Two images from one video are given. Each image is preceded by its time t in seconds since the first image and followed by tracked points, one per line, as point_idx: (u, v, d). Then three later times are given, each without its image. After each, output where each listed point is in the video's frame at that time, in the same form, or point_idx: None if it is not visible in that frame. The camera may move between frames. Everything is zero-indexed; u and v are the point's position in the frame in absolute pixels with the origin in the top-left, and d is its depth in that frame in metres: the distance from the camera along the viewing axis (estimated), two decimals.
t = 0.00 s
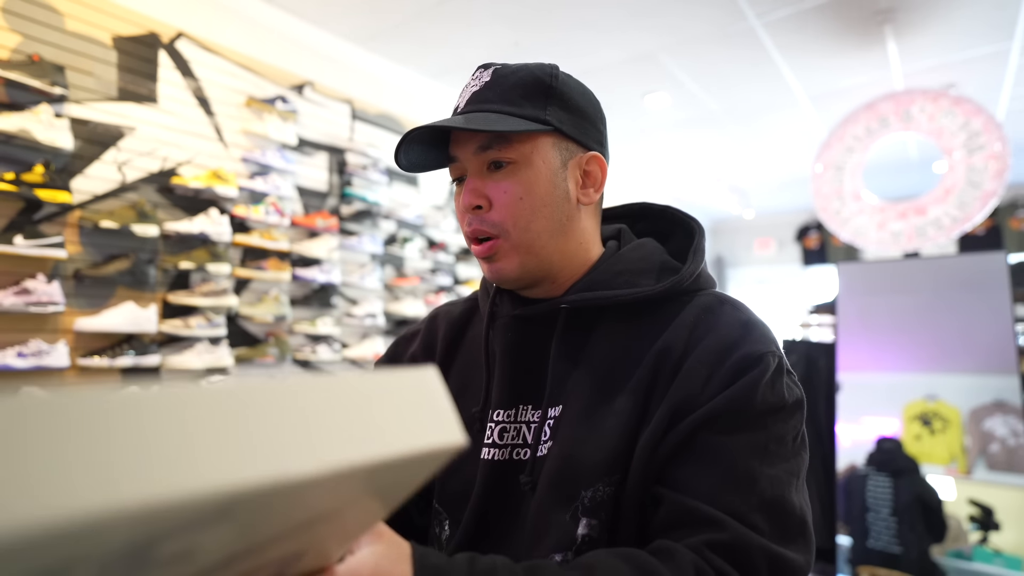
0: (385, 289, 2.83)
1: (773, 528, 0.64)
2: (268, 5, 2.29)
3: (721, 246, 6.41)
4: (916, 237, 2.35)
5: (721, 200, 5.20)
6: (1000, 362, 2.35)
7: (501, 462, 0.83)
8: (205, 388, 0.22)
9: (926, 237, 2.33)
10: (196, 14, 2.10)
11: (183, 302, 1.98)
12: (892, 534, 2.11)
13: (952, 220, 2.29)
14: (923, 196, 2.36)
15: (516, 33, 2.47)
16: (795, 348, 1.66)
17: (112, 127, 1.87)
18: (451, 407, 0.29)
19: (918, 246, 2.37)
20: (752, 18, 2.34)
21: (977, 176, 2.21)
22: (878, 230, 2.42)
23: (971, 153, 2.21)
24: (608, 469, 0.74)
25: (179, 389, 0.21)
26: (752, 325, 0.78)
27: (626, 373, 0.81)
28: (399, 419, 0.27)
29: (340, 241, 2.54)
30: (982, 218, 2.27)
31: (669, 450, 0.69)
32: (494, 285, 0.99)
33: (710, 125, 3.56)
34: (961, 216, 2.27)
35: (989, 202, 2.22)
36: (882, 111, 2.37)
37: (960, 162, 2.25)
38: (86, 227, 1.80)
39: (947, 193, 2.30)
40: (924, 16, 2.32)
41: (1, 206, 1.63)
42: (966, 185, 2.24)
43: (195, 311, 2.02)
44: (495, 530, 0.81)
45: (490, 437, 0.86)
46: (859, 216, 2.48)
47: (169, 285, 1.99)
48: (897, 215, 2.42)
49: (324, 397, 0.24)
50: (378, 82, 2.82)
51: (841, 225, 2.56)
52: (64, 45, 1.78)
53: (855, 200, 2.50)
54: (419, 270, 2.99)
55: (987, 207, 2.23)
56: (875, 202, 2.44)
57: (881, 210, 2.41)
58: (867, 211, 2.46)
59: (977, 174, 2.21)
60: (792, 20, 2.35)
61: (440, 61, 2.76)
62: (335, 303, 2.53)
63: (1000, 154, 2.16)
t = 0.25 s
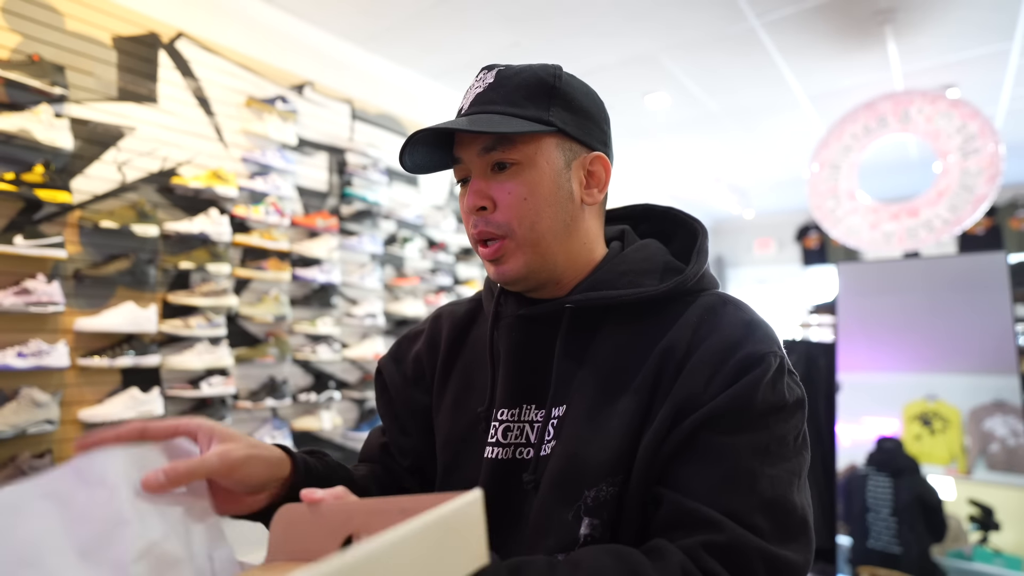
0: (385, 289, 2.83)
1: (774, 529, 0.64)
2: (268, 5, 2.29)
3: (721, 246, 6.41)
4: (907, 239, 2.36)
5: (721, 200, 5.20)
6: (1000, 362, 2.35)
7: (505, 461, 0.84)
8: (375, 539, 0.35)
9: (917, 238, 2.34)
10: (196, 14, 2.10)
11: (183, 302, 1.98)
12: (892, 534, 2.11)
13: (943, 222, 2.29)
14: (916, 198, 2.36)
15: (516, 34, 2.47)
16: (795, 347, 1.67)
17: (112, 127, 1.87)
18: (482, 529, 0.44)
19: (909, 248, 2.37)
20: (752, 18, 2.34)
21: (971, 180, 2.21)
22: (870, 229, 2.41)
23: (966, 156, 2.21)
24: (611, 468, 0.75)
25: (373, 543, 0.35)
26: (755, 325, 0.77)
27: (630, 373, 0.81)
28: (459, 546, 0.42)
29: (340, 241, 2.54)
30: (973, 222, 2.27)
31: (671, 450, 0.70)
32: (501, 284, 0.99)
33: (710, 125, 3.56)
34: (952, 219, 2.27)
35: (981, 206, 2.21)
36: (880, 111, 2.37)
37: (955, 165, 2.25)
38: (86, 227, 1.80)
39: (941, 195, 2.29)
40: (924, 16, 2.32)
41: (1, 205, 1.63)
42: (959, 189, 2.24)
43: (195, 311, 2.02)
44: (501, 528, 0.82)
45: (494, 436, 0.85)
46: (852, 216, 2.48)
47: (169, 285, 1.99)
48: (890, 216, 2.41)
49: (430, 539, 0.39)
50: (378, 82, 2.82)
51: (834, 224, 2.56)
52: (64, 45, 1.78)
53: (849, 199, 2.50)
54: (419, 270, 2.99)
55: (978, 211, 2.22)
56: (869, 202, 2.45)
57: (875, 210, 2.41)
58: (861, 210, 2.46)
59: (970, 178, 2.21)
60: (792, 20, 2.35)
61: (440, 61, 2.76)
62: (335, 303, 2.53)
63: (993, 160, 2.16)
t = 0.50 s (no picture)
0: (385, 289, 2.83)
1: (769, 532, 0.64)
2: (268, 6, 2.30)
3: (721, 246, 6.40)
4: (903, 239, 2.36)
5: (721, 200, 5.20)
6: (999, 362, 2.34)
7: (501, 457, 0.84)
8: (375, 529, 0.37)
9: (912, 239, 2.34)
10: (196, 14, 2.11)
11: (183, 302, 1.98)
12: (892, 534, 2.11)
13: (938, 224, 2.29)
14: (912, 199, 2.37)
15: (516, 34, 2.47)
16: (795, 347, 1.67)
17: (112, 127, 1.87)
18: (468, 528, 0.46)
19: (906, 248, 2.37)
20: (752, 19, 2.34)
21: (967, 182, 2.21)
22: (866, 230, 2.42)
23: (962, 158, 2.22)
24: (606, 469, 0.74)
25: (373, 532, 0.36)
26: (751, 328, 0.77)
27: (626, 375, 0.81)
28: (447, 540, 0.43)
29: (340, 241, 2.54)
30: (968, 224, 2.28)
31: (666, 452, 0.70)
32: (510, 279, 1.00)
33: (710, 125, 3.56)
34: (947, 220, 2.27)
35: (975, 209, 2.23)
36: (880, 110, 2.37)
37: (951, 168, 2.25)
38: (86, 227, 1.80)
39: (936, 197, 2.31)
40: (924, 16, 2.32)
41: (1, 205, 1.63)
42: (955, 190, 2.25)
43: (195, 311, 2.02)
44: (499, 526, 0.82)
45: (492, 432, 0.86)
46: (849, 216, 2.49)
47: (169, 285, 1.99)
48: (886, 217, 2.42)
49: (420, 531, 0.40)
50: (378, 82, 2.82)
51: (831, 224, 2.56)
52: (64, 45, 1.78)
53: (846, 199, 2.51)
54: (419, 270, 2.99)
55: (973, 213, 2.23)
56: (866, 202, 2.45)
57: (871, 211, 2.42)
58: (858, 211, 2.47)
59: (965, 180, 2.22)
60: (792, 20, 2.35)
61: (439, 61, 2.76)
62: (335, 303, 2.53)
63: (989, 162, 2.18)
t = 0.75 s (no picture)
0: (385, 289, 2.83)
1: (798, 529, 0.64)
2: (268, 6, 2.30)
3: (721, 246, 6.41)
4: (904, 239, 2.35)
5: (720, 200, 5.20)
6: (999, 362, 2.34)
7: (502, 454, 0.84)
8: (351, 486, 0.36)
9: (913, 239, 2.33)
10: (196, 14, 2.10)
11: (183, 302, 1.98)
12: (892, 534, 2.11)
13: (939, 224, 2.29)
14: (913, 199, 2.36)
15: (516, 34, 2.47)
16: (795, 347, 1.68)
17: (112, 127, 1.87)
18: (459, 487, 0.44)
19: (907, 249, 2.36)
20: (752, 19, 2.34)
21: (968, 182, 2.21)
22: (867, 230, 2.41)
23: (963, 158, 2.22)
24: (614, 467, 0.75)
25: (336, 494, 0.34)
26: (757, 325, 0.78)
27: (632, 373, 0.81)
28: (433, 499, 0.41)
29: (340, 241, 2.54)
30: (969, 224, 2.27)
31: (687, 455, 0.69)
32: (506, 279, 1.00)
33: (710, 125, 3.56)
34: (948, 220, 2.27)
35: (976, 209, 2.22)
36: (880, 110, 2.37)
37: (952, 168, 2.25)
38: (86, 227, 1.80)
39: (937, 197, 2.30)
40: (924, 16, 2.32)
41: (1, 205, 1.63)
42: (956, 190, 2.24)
43: (195, 311, 2.02)
44: (500, 522, 0.83)
45: (493, 430, 0.86)
46: (850, 216, 2.48)
47: (169, 285, 1.99)
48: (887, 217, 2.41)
49: (397, 495, 0.38)
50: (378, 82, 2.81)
51: (832, 225, 2.56)
52: (64, 45, 1.78)
53: (847, 199, 2.50)
54: (419, 270, 2.99)
55: (975, 212, 2.22)
56: (867, 202, 2.45)
57: (872, 211, 2.41)
58: (859, 211, 2.46)
59: (967, 180, 2.22)
60: (791, 20, 2.35)
61: (439, 61, 2.76)
62: (335, 303, 2.53)
63: (989, 162, 2.17)
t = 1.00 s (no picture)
0: (385, 289, 2.83)
1: (833, 524, 0.67)
2: (268, 6, 2.30)
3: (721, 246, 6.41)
4: (909, 239, 2.35)
5: (721, 200, 5.20)
6: (999, 362, 2.34)
7: (507, 455, 0.83)
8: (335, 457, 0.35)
9: (921, 238, 2.33)
10: (196, 14, 2.11)
11: (183, 302, 1.98)
12: (892, 534, 2.11)
13: (946, 222, 2.28)
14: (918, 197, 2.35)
15: (516, 33, 2.47)
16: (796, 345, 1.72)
17: (112, 127, 1.87)
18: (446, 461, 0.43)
19: (910, 248, 2.37)
20: (752, 19, 2.34)
21: (973, 179, 2.20)
22: (873, 230, 2.41)
23: (967, 155, 2.21)
24: (627, 468, 0.75)
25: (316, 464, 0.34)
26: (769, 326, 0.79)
27: (644, 373, 0.81)
28: (420, 472, 0.40)
29: (340, 241, 2.54)
30: (976, 221, 2.26)
31: (726, 464, 0.70)
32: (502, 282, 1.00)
33: (710, 125, 3.56)
34: (955, 218, 2.26)
35: (982, 206, 2.21)
36: (882, 110, 2.38)
37: (957, 165, 2.24)
38: (86, 227, 1.80)
39: (942, 195, 2.29)
40: (923, 16, 2.32)
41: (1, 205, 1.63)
42: (961, 188, 2.24)
43: (195, 311, 2.02)
44: (501, 526, 0.82)
45: (497, 430, 0.85)
46: (854, 216, 2.48)
47: (169, 285, 1.99)
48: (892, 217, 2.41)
49: (376, 465, 0.37)
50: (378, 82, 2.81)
51: (837, 225, 2.56)
52: (64, 45, 1.78)
53: (852, 200, 2.51)
54: (419, 270, 2.99)
55: (981, 209, 2.21)
56: (872, 202, 2.44)
57: (878, 211, 2.41)
58: (864, 211, 2.46)
59: (972, 177, 2.21)
60: (791, 20, 2.35)
61: (439, 61, 2.77)
62: (334, 303, 2.53)
63: (994, 158, 2.15)
